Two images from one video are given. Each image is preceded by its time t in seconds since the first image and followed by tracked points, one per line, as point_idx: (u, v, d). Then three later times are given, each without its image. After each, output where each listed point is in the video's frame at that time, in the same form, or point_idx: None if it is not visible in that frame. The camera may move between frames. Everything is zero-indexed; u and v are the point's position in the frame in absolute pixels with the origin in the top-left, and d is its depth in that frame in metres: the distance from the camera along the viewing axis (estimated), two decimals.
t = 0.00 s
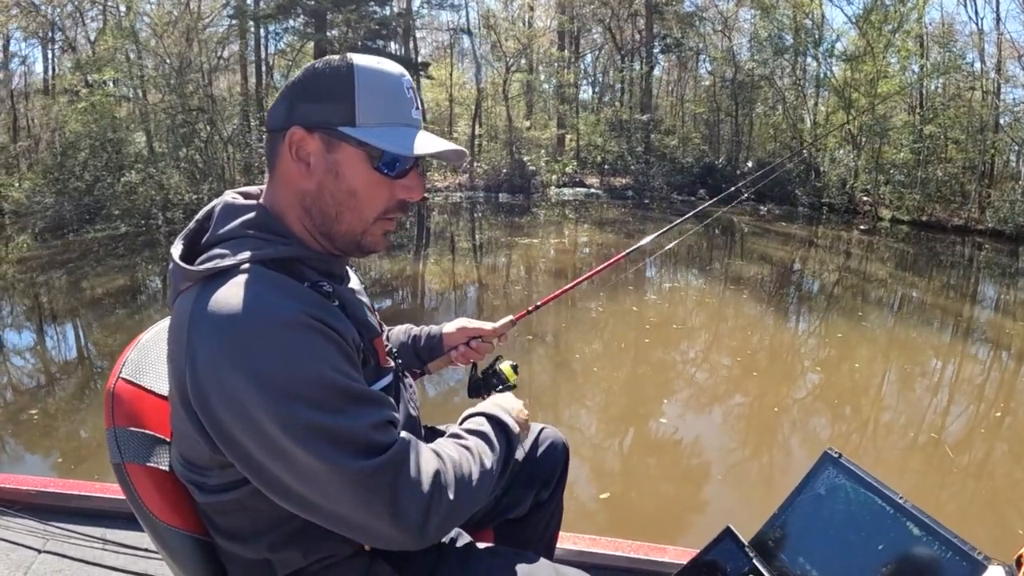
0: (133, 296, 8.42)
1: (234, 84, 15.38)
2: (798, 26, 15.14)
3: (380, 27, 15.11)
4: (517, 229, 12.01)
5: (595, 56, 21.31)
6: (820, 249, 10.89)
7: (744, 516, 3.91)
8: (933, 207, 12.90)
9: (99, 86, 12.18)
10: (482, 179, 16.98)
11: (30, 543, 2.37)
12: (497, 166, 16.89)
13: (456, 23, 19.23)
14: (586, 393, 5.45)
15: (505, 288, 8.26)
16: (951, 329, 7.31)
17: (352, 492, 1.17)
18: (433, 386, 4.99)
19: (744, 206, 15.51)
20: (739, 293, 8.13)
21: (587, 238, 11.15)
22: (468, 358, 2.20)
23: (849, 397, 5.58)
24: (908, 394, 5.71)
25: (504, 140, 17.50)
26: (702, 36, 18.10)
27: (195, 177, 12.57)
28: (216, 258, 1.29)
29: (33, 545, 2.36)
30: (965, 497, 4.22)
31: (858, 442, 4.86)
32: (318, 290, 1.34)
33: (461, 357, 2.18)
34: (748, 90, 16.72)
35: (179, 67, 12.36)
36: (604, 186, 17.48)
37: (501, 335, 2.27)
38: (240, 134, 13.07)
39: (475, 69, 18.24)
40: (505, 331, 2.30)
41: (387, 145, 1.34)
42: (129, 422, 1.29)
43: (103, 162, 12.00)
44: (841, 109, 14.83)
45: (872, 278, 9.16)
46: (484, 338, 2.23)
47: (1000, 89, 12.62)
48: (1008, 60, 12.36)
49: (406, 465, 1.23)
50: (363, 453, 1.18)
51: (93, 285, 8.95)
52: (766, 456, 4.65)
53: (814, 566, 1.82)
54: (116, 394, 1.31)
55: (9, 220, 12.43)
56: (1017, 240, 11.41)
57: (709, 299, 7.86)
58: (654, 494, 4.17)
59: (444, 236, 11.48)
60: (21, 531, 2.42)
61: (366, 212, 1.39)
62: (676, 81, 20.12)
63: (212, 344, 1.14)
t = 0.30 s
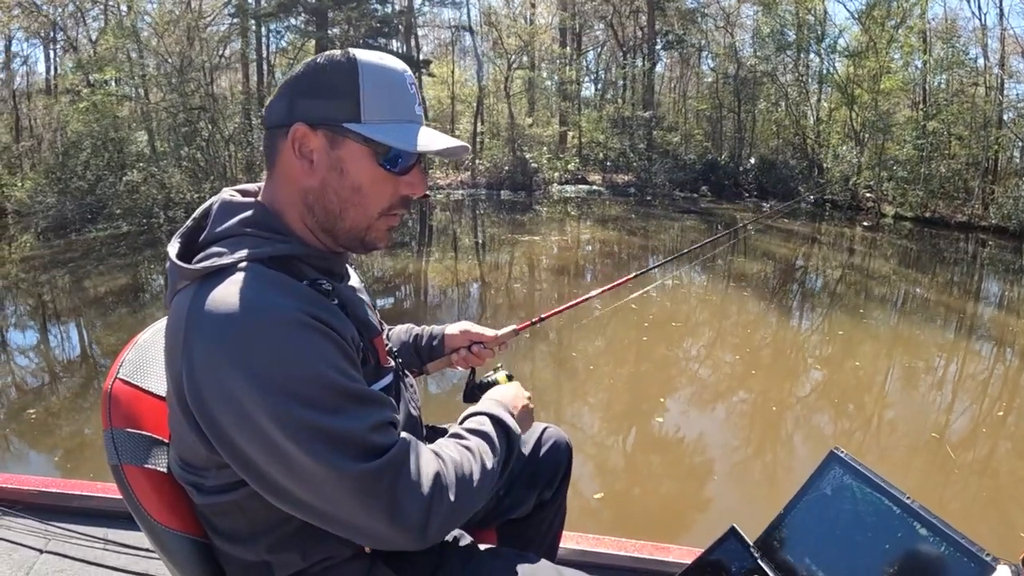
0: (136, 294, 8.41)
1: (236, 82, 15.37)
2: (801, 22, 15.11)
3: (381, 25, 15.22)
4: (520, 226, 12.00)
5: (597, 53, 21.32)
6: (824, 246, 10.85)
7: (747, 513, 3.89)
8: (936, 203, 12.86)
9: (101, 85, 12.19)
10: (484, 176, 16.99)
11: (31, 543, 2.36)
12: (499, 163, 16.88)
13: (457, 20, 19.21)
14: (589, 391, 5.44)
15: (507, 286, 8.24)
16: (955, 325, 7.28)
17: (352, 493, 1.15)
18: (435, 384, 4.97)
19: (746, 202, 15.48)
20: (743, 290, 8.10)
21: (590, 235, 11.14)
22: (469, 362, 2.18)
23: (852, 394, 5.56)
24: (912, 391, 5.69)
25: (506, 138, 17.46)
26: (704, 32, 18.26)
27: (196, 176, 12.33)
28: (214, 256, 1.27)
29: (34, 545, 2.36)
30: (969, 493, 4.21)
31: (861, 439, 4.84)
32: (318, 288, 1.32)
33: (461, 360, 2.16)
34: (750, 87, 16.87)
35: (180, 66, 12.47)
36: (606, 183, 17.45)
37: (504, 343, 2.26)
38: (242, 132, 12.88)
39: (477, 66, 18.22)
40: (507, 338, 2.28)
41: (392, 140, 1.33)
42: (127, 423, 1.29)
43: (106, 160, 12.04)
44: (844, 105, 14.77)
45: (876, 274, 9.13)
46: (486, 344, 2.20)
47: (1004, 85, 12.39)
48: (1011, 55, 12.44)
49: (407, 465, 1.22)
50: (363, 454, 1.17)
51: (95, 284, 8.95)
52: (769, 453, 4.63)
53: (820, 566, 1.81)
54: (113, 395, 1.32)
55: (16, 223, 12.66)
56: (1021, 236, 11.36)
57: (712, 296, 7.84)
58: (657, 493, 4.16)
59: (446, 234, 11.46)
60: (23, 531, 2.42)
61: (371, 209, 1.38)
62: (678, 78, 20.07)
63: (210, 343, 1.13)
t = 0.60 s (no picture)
0: (137, 293, 8.41)
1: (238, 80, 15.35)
2: (803, 19, 15.09)
3: (381, 24, 15.24)
4: (521, 225, 11.99)
5: (599, 52, 21.34)
6: (827, 245, 10.81)
7: (748, 512, 3.88)
8: (939, 201, 12.80)
9: (102, 84, 12.19)
10: (485, 175, 17.00)
11: (33, 543, 2.36)
12: (501, 161, 16.89)
13: (458, 19, 19.20)
14: (591, 389, 5.42)
15: (509, 284, 8.23)
16: (958, 324, 7.25)
17: (348, 500, 1.14)
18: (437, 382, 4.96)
19: (748, 200, 15.44)
20: (745, 288, 8.09)
21: (592, 234, 11.13)
22: (466, 368, 2.18)
23: (855, 393, 5.55)
24: (915, 390, 5.68)
25: (508, 136, 17.42)
26: (705, 30, 18.08)
27: (198, 176, 12.18)
28: (211, 257, 1.26)
29: (35, 545, 2.35)
30: (972, 491, 4.20)
31: (863, 437, 4.83)
32: (316, 290, 1.31)
33: (458, 366, 2.15)
34: (752, 85, 16.67)
35: (181, 65, 12.41)
36: (608, 182, 17.44)
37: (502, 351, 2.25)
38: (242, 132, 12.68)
39: (478, 65, 18.20)
40: (507, 348, 2.27)
41: (403, 140, 1.33)
42: (125, 425, 1.29)
43: (107, 159, 12.07)
44: (847, 102, 14.73)
45: (878, 273, 9.12)
46: (486, 352, 2.20)
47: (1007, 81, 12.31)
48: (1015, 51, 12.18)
49: (404, 471, 1.22)
50: (360, 459, 1.16)
51: (96, 283, 8.95)
52: (771, 452, 4.62)
53: (822, 567, 1.80)
54: (111, 395, 1.32)
55: (20, 224, 12.72)
56: None
57: (714, 294, 7.82)
58: (658, 491, 4.15)
59: (448, 232, 11.46)
60: (24, 531, 2.41)
61: (379, 208, 1.38)
62: (680, 76, 20.05)
63: (208, 342, 1.12)
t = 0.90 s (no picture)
0: (139, 293, 8.41)
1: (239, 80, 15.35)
2: (805, 19, 15.08)
3: (383, 24, 15.27)
4: (523, 225, 11.98)
5: (602, 52, 21.36)
6: (828, 245, 10.80)
7: (750, 512, 3.88)
8: (940, 202, 12.78)
9: (104, 84, 12.20)
10: (487, 175, 17.02)
11: (34, 544, 2.35)
12: (502, 161, 16.89)
13: (460, 19, 19.20)
14: (593, 389, 5.42)
15: (511, 284, 8.23)
16: (960, 325, 7.24)
17: (349, 506, 1.14)
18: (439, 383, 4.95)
19: (750, 201, 15.41)
20: (747, 288, 8.08)
21: (593, 234, 11.13)
22: (467, 372, 2.17)
23: (857, 393, 5.54)
24: (916, 391, 5.66)
25: (509, 136, 17.40)
26: (707, 30, 17.97)
27: (199, 176, 12.26)
28: (210, 260, 1.25)
29: (36, 546, 2.34)
30: (973, 492, 4.20)
31: (865, 438, 4.82)
32: (316, 291, 1.30)
33: (459, 370, 2.14)
34: (754, 85, 16.62)
35: (183, 65, 12.41)
36: (609, 182, 17.46)
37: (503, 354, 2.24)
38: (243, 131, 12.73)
39: (480, 66, 18.20)
40: (508, 349, 2.27)
41: (414, 137, 1.33)
42: (124, 429, 1.28)
43: (109, 159, 12.07)
44: (849, 102, 14.68)
45: (880, 273, 9.12)
46: (487, 355, 2.19)
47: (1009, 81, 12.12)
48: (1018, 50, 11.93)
49: (406, 475, 1.20)
50: (361, 464, 1.15)
51: (98, 283, 8.95)
52: (773, 452, 4.61)
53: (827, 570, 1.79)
54: (110, 398, 1.31)
55: (22, 224, 12.75)
56: None
57: (716, 295, 7.80)
58: (660, 491, 4.14)
59: (449, 232, 11.46)
60: (25, 532, 2.41)
61: (390, 204, 1.38)
62: (682, 76, 20.05)
63: (206, 345, 1.11)
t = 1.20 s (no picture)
0: (141, 292, 8.40)
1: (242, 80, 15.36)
2: (807, 19, 15.06)
3: (385, 24, 15.30)
4: (526, 225, 11.98)
5: (604, 53, 21.40)
6: (830, 246, 10.79)
7: (752, 514, 3.86)
8: (943, 202, 12.75)
9: (106, 85, 12.20)
10: (489, 175, 17.03)
11: (36, 545, 2.35)
12: (504, 161, 16.89)
13: (462, 19, 19.19)
14: (596, 389, 5.41)
15: (513, 284, 8.22)
16: (963, 326, 7.21)
17: (350, 513, 1.13)
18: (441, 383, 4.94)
19: (753, 201, 15.37)
20: (749, 288, 8.06)
21: (596, 234, 11.13)
22: (468, 374, 2.16)
23: (859, 394, 5.52)
24: (919, 392, 5.64)
25: (512, 136, 17.40)
26: (710, 30, 18.00)
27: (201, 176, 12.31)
28: (207, 263, 1.25)
29: (38, 548, 2.34)
30: (976, 493, 4.18)
31: (868, 439, 4.81)
32: (316, 294, 1.29)
33: (461, 372, 2.13)
34: (756, 85, 16.63)
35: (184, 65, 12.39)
36: (612, 182, 17.49)
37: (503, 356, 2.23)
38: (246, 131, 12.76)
39: (482, 66, 18.20)
40: (507, 351, 2.26)
41: (400, 139, 1.30)
42: (126, 433, 1.26)
43: (112, 159, 12.07)
44: (852, 102, 14.63)
45: (883, 273, 9.11)
46: (487, 356, 2.19)
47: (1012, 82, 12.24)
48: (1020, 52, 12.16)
49: (408, 483, 1.20)
50: (363, 471, 1.15)
51: (100, 283, 8.95)
52: (775, 453, 4.60)
53: None
54: (111, 403, 1.29)
55: (26, 224, 12.82)
56: None
57: (719, 295, 7.79)
58: (663, 492, 4.13)
59: (452, 233, 11.47)
60: (26, 533, 2.40)
61: (376, 208, 1.36)
62: (684, 76, 20.05)
63: (207, 346, 1.10)
